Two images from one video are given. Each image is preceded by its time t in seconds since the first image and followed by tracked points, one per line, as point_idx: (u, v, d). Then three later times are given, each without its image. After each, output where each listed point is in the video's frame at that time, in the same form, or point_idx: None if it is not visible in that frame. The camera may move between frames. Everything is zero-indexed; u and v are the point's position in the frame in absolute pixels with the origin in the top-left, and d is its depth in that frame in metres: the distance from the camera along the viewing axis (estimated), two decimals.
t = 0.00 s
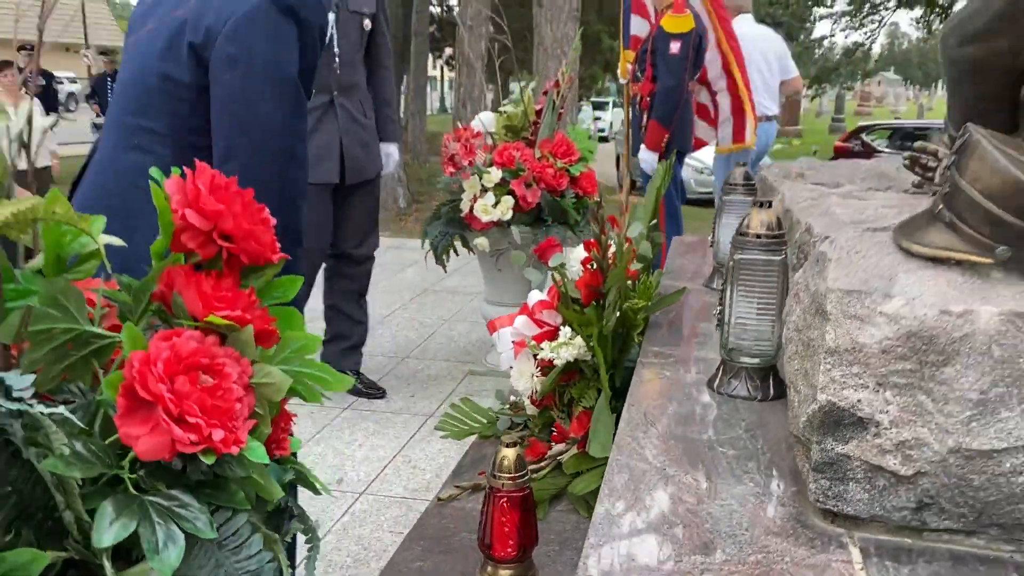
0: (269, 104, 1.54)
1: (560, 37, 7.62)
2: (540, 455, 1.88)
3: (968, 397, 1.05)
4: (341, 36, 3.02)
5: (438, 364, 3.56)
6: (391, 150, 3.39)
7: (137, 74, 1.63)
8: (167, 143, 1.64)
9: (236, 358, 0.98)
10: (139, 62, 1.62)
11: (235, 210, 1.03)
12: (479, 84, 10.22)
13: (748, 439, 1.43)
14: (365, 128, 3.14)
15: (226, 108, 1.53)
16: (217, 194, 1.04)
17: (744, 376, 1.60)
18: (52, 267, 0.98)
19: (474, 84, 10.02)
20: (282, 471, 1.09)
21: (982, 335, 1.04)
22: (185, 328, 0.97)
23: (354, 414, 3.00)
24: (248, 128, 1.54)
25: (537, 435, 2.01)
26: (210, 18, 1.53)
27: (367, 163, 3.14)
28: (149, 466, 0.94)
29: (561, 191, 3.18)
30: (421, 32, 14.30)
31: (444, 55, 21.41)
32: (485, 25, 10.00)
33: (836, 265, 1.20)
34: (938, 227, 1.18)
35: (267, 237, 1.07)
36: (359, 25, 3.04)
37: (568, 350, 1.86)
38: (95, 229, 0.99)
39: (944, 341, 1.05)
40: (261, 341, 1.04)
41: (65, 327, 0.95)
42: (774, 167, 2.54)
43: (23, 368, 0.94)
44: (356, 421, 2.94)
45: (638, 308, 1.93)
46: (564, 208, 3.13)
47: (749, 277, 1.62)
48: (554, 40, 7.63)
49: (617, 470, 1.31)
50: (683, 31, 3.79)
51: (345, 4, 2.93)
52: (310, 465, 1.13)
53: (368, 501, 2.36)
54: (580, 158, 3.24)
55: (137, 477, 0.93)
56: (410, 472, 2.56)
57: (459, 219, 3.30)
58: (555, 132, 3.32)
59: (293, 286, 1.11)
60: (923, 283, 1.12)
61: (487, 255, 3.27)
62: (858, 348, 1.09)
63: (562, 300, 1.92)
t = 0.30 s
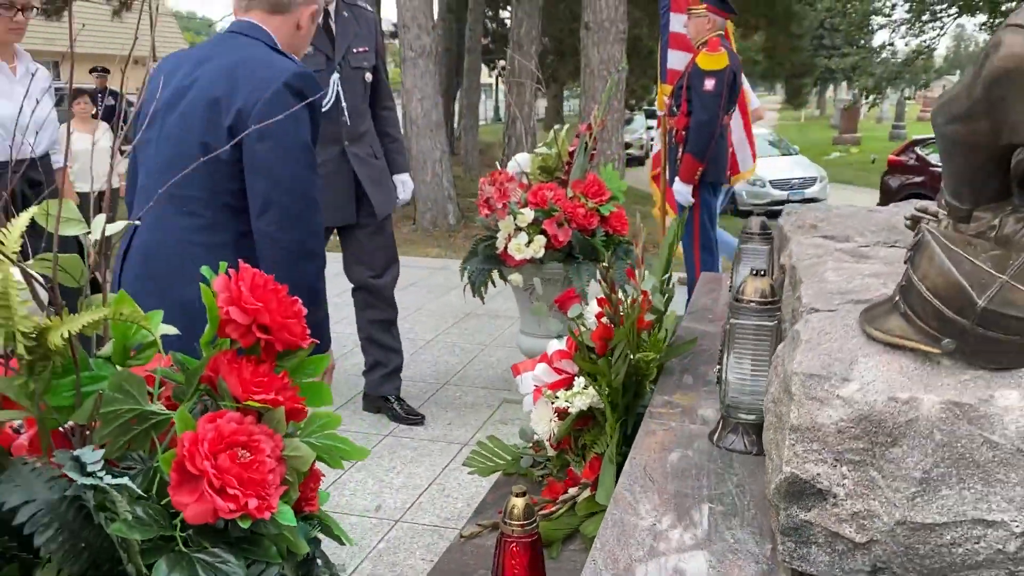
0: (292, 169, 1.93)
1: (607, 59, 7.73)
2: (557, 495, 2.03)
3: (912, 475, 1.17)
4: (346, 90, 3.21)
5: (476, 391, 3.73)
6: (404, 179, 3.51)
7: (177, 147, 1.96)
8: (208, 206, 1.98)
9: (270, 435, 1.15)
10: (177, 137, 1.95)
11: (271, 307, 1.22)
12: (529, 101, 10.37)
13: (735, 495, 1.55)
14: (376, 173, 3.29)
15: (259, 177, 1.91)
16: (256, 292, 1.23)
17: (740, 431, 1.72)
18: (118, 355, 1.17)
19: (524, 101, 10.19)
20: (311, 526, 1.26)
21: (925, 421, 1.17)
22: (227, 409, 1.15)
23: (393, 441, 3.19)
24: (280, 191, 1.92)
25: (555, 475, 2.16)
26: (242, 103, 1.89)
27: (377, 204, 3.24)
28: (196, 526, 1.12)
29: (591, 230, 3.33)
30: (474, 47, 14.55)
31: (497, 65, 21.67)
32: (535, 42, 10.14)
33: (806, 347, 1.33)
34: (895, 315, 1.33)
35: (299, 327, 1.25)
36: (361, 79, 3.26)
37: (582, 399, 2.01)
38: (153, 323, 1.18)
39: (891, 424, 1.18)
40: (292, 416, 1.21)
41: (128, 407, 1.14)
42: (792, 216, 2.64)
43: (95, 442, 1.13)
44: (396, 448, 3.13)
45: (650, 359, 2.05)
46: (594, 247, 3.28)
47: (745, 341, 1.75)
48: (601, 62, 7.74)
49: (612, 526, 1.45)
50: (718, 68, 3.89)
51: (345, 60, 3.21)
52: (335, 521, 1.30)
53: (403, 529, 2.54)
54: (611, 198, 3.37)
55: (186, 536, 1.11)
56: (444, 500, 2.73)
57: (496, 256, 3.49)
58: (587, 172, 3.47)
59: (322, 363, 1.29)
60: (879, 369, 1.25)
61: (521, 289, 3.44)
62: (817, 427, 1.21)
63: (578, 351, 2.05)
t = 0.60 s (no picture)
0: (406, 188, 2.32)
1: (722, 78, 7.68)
2: (652, 527, 2.15)
3: (983, 539, 1.23)
4: (427, 127, 3.75)
5: (581, 415, 3.86)
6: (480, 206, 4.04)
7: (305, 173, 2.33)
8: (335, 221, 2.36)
9: (390, 474, 1.33)
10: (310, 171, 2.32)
11: (393, 362, 1.40)
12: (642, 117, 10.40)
13: (820, 543, 1.62)
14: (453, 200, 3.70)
15: (381, 197, 2.29)
16: (382, 348, 1.41)
17: (829, 478, 1.78)
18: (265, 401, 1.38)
19: (637, 119, 10.23)
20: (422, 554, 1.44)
21: (996, 487, 1.23)
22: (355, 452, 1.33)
23: (499, 461, 3.37)
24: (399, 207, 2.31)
25: (650, 508, 2.27)
26: (365, 137, 2.29)
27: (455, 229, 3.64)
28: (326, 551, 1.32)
29: (695, 262, 3.41)
30: (588, 63, 14.69)
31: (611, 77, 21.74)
32: (649, 60, 10.16)
33: (884, 411, 1.40)
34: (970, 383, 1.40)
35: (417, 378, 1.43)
36: (442, 118, 3.81)
37: (677, 439, 2.11)
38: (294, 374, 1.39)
39: (962, 489, 1.24)
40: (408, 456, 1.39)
41: (274, 446, 1.34)
42: (896, 258, 2.64)
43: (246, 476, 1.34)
44: (503, 468, 3.30)
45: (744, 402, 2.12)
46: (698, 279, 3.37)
47: (836, 392, 1.80)
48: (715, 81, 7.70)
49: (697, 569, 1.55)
50: (832, 100, 3.89)
51: (428, 100, 3.76)
52: (444, 549, 1.47)
53: (508, 549, 2.70)
54: (716, 231, 3.44)
55: (318, 560, 1.30)
56: (546, 522, 2.88)
57: (600, 285, 3.61)
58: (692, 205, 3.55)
59: (435, 409, 1.46)
60: (953, 434, 1.32)
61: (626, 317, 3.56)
62: (890, 487, 1.28)
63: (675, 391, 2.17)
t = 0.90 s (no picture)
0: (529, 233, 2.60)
1: (838, 99, 7.51)
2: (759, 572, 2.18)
3: None
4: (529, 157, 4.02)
5: (687, 449, 3.87)
6: (568, 236, 4.31)
7: (444, 224, 2.65)
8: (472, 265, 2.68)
9: (507, 524, 1.43)
10: (442, 218, 2.63)
11: (511, 417, 1.50)
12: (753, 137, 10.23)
13: None
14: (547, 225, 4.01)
15: (507, 243, 2.58)
16: (501, 404, 1.52)
17: (942, 538, 1.73)
18: (393, 449, 1.51)
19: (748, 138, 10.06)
20: None
21: None
22: (475, 502, 1.44)
23: (605, 493, 3.42)
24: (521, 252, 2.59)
25: (757, 555, 2.27)
26: (496, 190, 2.58)
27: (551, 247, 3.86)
28: None
29: (808, 299, 3.36)
30: (699, 79, 14.53)
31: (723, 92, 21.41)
32: (762, 79, 10.00)
33: (1000, 481, 1.40)
34: None
35: (532, 433, 1.53)
36: (543, 147, 4.06)
37: (786, 488, 2.10)
38: (420, 424, 1.51)
39: None
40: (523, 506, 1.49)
41: (401, 493, 1.47)
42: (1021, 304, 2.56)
43: (376, 520, 1.47)
44: (609, 500, 3.35)
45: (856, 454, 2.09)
46: (810, 317, 3.33)
47: (948, 453, 1.76)
48: (831, 103, 7.53)
49: None
50: (952, 131, 3.78)
51: (531, 133, 4.00)
52: None
53: None
54: (830, 268, 3.40)
55: None
56: (651, 559, 2.91)
57: (709, 320, 3.62)
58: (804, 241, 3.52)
59: (547, 461, 1.56)
60: None
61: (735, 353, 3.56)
62: (1005, 562, 1.28)
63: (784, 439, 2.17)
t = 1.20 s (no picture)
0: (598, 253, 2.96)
1: (919, 116, 7.33)
2: None
3: None
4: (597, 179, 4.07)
5: (757, 474, 3.84)
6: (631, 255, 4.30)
7: (524, 238, 3.04)
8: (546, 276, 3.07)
9: (576, 555, 1.48)
10: (524, 233, 3.03)
11: (580, 450, 1.55)
12: (830, 153, 10.01)
13: None
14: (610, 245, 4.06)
15: (579, 259, 2.95)
16: (572, 437, 1.57)
17: None
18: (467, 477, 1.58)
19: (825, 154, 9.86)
20: None
21: None
22: (545, 533, 1.49)
23: (672, 517, 3.42)
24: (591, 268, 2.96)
25: None
26: (572, 213, 2.95)
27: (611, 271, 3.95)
28: None
29: (883, 328, 3.32)
30: (775, 93, 14.31)
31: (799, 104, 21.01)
32: (840, 93, 9.81)
33: None
34: None
35: (601, 466, 1.57)
36: (610, 170, 4.12)
37: (856, 523, 2.08)
38: (492, 455, 1.58)
39: None
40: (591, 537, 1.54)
41: (475, 521, 1.53)
42: None
43: (451, 546, 1.54)
44: (676, 525, 3.35)
45: (929, 491, 2.06)
46: (886, 346, 3.27)
47: None
48: (911, 120, 7.35)
49: None
50: None
51: (600, 156, 4.06)
52: None
53: None
54: (906, 296, 3.36)
55: None
56: None
57: (781, 346, 3.59)
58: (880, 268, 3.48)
59: (616, 494, 1.60)
60: None
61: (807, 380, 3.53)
62: None
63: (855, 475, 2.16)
